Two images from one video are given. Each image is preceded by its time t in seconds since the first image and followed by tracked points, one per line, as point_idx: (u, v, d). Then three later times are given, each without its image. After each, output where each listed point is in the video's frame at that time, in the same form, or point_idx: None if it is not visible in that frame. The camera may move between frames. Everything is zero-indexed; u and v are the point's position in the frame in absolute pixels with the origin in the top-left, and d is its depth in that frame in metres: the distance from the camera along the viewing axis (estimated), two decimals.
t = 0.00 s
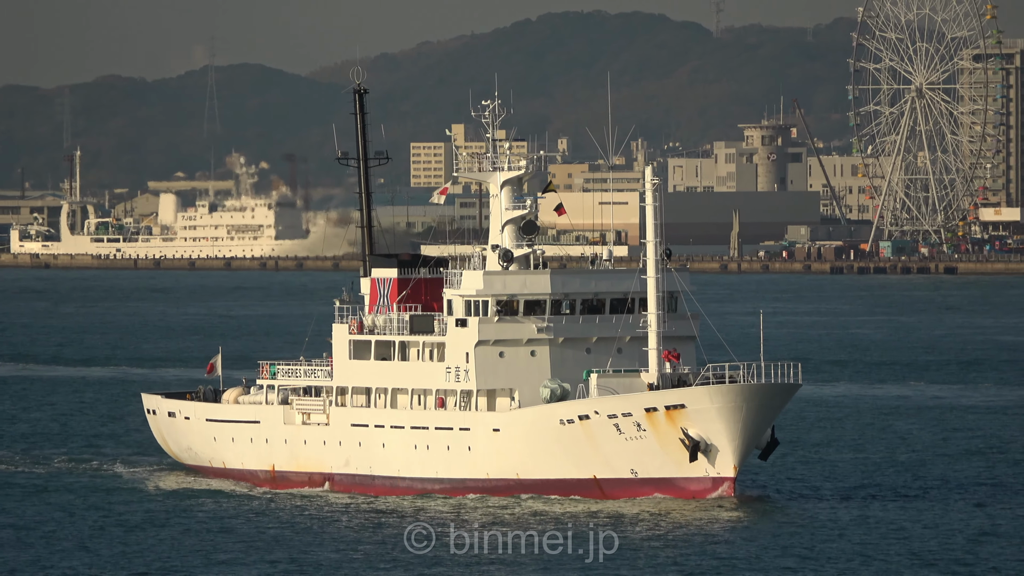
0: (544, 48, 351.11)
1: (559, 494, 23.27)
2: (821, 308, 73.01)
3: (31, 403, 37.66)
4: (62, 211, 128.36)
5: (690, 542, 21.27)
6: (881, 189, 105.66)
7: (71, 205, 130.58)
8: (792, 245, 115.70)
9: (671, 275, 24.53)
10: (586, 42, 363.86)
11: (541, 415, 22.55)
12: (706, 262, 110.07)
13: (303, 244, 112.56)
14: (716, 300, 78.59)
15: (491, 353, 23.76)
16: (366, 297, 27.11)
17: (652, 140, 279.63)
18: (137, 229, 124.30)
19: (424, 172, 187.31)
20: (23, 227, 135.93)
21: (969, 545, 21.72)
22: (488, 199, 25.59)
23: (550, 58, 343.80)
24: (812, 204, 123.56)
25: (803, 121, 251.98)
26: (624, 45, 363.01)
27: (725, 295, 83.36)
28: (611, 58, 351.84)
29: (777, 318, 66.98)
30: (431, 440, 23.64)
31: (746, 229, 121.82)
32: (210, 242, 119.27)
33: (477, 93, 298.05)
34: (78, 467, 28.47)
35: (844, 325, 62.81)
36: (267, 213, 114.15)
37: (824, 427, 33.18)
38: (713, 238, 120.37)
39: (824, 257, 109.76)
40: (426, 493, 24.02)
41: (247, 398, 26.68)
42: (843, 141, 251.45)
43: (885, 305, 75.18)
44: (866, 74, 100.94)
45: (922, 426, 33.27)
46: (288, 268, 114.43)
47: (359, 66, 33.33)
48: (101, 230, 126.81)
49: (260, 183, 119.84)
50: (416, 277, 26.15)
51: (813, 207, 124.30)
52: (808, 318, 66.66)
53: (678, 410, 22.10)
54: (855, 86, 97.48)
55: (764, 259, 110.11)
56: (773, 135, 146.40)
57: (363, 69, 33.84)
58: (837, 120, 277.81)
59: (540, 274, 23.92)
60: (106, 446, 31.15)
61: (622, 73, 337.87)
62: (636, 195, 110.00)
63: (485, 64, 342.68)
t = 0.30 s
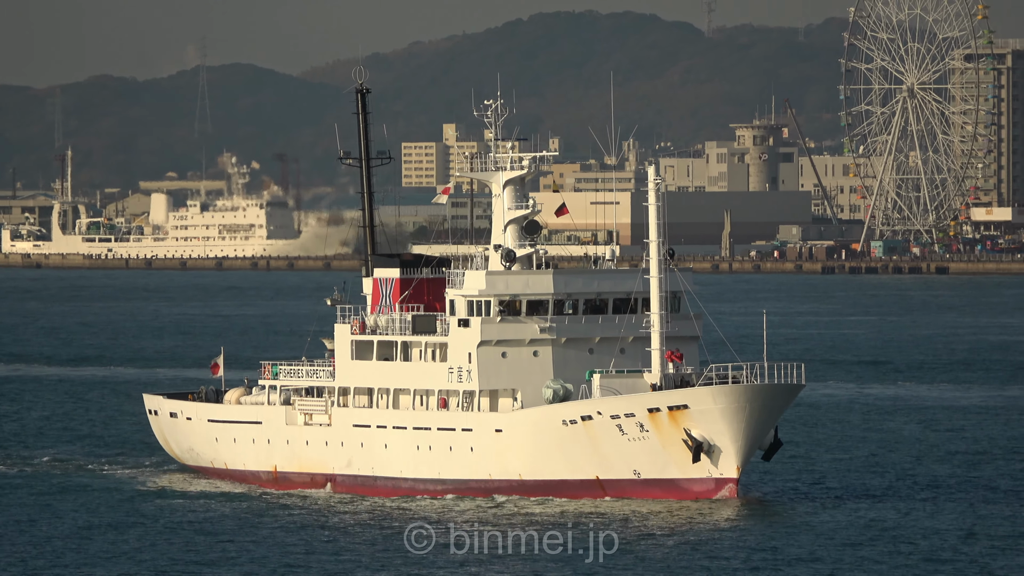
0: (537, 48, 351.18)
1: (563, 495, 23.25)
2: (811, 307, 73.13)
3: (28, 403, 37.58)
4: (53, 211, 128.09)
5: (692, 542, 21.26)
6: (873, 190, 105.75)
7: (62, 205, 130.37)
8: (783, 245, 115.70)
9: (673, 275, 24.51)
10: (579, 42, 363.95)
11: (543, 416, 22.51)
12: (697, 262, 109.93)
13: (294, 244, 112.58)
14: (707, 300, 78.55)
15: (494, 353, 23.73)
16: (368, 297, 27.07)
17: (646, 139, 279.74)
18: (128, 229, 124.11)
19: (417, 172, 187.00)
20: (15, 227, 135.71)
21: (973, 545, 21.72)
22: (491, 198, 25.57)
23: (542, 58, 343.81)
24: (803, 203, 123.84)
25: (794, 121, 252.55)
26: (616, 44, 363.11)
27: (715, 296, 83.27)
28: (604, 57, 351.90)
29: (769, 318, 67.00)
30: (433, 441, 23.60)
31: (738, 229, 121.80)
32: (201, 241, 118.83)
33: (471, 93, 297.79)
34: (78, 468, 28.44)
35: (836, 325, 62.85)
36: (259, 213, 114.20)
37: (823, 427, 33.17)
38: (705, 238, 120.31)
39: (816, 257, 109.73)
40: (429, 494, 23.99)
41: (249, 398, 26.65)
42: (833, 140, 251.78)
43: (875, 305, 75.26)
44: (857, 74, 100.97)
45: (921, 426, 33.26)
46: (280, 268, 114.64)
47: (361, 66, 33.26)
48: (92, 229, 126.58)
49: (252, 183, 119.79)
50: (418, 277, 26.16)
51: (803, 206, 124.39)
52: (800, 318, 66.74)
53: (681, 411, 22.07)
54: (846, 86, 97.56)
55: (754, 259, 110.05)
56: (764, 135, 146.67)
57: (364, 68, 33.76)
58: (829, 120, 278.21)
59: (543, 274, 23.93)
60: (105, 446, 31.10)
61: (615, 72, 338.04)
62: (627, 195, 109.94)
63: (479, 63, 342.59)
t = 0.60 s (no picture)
0: (529, 49, 351.47)
1: (565, 496, 23.22)
2: (802, 308, 73.25)
3: (24, 404, 37.56)
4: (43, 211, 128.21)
5: (694, 542, 21.24)
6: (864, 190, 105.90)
7: (53, 205, 130.56)
8: (774, 245, 115.85)
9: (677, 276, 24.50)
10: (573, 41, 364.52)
11: (546, 416, 22.49)
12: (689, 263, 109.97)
13: (286, 245, 112.74)
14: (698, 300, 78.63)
15: (496, 354, 23.72)
16: (369, 298, 27.07)
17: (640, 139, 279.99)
18: (119, 229, 124.17)
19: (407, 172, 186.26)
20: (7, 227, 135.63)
21: (975, 545, 21.74)
22: (493, 198, 25.57)
23: (534, 58, 344.04)
24: (794, 203, 124.14)
25: (785, 121, 252.72)
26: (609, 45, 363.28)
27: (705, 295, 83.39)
28: (597, 57, 352.14)
29: (763, 317, 67.09)
30: (435, 442, 23.57)
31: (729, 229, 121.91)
32: (192, 241, 118.88)
33: (465, 93, 297.90)
34: (77, 468, 28.42)
35: (828, 325, 62.99)
36: (250, 212, 114.47)
37: (822, 427, 33.18)
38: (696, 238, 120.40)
39: (808, 257, 109.72)
40: (431, 494, 23.97)
41: (250, 399, 26.63)
42: (824, 141, 252.22)
43: (866, 305, 75.43)
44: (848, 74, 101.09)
45: (920, 426, 33.31)
46: (271, 268, 114.86)
47: (362, 66, 33.29)
48: (83, 230, 126.63)
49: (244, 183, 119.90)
50: (420, 277, 26.17)
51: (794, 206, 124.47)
52: (793, 318, 66.93)
53: (684, 411, 22.05)
54: (837, 86, 97.72)
55: (747, 258, 110.09)
56: (755, 135, 146.94)
57: (366, 67, 33.78)
58: (820, 119, 278.66)
59: (545, 274, 23.94)
60: (102, 446, 31.10)
61: (608, 71, 338.32)
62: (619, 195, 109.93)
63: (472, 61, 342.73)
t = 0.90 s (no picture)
0: (523, 48, 351.63)
1: (569, 497, 23.19)
2: (794, 308, 73.34)
3: (21, 404, 37.52)
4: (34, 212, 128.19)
5: (697, 543, 21.23)
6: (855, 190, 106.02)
7: (44, 205, 130.47)
8: (766, 245, 115.92)
9: (680, 276, 24.48)
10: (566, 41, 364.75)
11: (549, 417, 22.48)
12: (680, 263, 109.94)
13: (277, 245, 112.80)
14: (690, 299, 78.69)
15: (499, 354, 23.69)
16: (373, 298, 27.01)
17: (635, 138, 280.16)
18: (110, 229, 124.09)
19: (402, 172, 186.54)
20: None
21: (978, 545, 21.73)
22: (496, 198, 25.51)
23: (527, 57, 344.19)
24: (785, 203, 124.29)
25: (777, 121, 252.89)
26: (602, 46, 363.62)
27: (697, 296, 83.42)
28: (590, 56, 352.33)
29: (756, 318, 67.16)
30: (438, 442, 23.55)
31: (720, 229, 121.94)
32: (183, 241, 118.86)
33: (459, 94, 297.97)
34: (78, 469, 28.39)
35: (821, 325, 63.04)
36: (241, 213, 114.51)
37: (821, 428, 33.16)
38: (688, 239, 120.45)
39: (799, 258, 109.73)
40: (434, 495, 23.94)
41: (253, 399, 26.62)
42: (816, 141, 252.54)
43: (857, 305, 75.57)
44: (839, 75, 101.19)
45: (918, 426, 33.31)
46: (262, 268, 114.94)
47: (365, 65, 33.20)
48: (75, 230, 126.53)
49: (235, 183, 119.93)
50: (423, 277, 26.12)
51: (786, 206, 124.45)
52: (786, 318, 67.00)
53: (687, 412, 22.03)
54: (829, 86, 97.77)
55: (738, 258, 110.04)
56: (747, 136, 147.10)
57: (369, 67, 33.70)
58: (813, 119, 279.02)
59: (547, 274, 23.87)
60: (101, 446, 31.05)
61: (601, 70, 338.57)
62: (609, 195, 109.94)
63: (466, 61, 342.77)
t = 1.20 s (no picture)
0: (514, 48, 351.81)
1: (570, 497, 23.16)
2: (784, 309, 73.43)
3: (17, 404, 37.49)
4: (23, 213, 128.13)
5: (697, 542, 21.22)
6: (845, 190, 106.14)
7: (34, 205, 130.38)
8: (755, 245, 116.00)
9: (681, 276, 24.47)
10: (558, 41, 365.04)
11: (550, 418, 22.46)
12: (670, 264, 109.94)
13: (267, 245, 112.80)
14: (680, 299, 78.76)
15: (500, 355, 23.66)
16: (373, 298, 26.98)
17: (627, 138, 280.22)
18: (100, 229, 124.06)
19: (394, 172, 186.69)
20: None
21: (978, 545, 21.75)
22: (497, 198, 25.50)
23: (519, 57, 344.34)
24: (775, 203, 124.43)
25: (767, 122, 253.09)
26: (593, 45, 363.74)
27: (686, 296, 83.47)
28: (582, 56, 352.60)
29: (747, 317, 67.26)
30: (438, 443, 23.52)
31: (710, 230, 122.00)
32: (173, 241, 118.87)
33: (451, 94, 298.04)
34: (76, 469, 28.37)
35: (812, 325, 63.14)
36: (231, 213, 114.58)
37: (817, 428, 33.18)
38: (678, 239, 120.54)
39: (789, 258, 109.76)
40: (435, 496, 23.91)
41: (253, 399, 26.59)
42: (805, 142, 252.92)
43: (846, 305, 75.71)
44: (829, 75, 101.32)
45: (915, 426, 33.34)
46: (252, 267, 114.90)
47: (366, 65, 33.14)
48: (64, 230, 126.41)
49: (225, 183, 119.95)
50: (423, 278, 26.09)
51: (776, 206, 124.46)
52: (777, 318, 67.12)
53: (689, 413, 22.01)
54: (819, 86, 97.80)
55: (727, 259, 110.03)
56: (737, 136, 147.21)
57: (370, 66, 33.64)
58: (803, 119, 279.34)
59: (548, 275, 23.85)
60: (99, 447, 31.04)
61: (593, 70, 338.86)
62: (598, 195, 110.09)
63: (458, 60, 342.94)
